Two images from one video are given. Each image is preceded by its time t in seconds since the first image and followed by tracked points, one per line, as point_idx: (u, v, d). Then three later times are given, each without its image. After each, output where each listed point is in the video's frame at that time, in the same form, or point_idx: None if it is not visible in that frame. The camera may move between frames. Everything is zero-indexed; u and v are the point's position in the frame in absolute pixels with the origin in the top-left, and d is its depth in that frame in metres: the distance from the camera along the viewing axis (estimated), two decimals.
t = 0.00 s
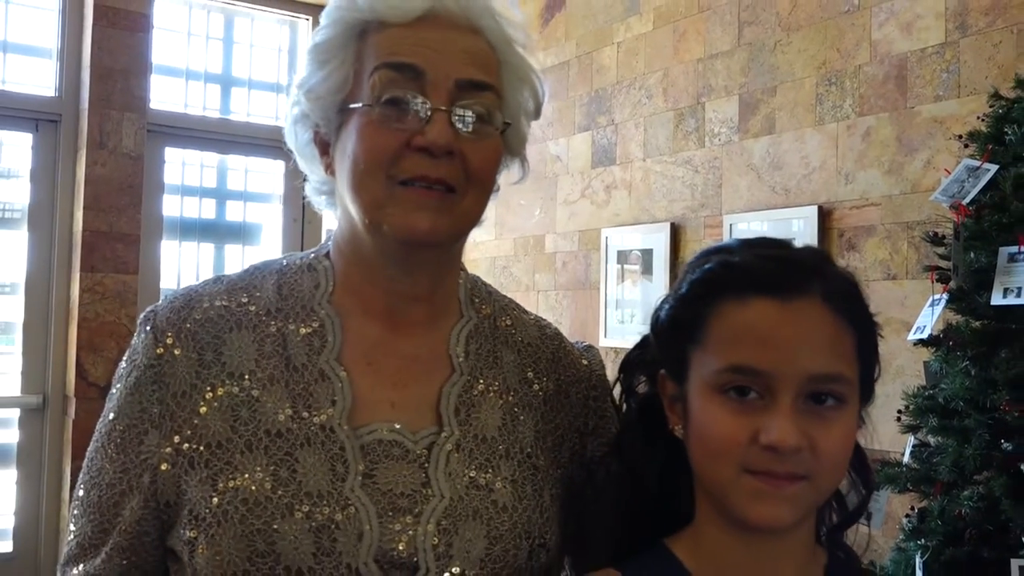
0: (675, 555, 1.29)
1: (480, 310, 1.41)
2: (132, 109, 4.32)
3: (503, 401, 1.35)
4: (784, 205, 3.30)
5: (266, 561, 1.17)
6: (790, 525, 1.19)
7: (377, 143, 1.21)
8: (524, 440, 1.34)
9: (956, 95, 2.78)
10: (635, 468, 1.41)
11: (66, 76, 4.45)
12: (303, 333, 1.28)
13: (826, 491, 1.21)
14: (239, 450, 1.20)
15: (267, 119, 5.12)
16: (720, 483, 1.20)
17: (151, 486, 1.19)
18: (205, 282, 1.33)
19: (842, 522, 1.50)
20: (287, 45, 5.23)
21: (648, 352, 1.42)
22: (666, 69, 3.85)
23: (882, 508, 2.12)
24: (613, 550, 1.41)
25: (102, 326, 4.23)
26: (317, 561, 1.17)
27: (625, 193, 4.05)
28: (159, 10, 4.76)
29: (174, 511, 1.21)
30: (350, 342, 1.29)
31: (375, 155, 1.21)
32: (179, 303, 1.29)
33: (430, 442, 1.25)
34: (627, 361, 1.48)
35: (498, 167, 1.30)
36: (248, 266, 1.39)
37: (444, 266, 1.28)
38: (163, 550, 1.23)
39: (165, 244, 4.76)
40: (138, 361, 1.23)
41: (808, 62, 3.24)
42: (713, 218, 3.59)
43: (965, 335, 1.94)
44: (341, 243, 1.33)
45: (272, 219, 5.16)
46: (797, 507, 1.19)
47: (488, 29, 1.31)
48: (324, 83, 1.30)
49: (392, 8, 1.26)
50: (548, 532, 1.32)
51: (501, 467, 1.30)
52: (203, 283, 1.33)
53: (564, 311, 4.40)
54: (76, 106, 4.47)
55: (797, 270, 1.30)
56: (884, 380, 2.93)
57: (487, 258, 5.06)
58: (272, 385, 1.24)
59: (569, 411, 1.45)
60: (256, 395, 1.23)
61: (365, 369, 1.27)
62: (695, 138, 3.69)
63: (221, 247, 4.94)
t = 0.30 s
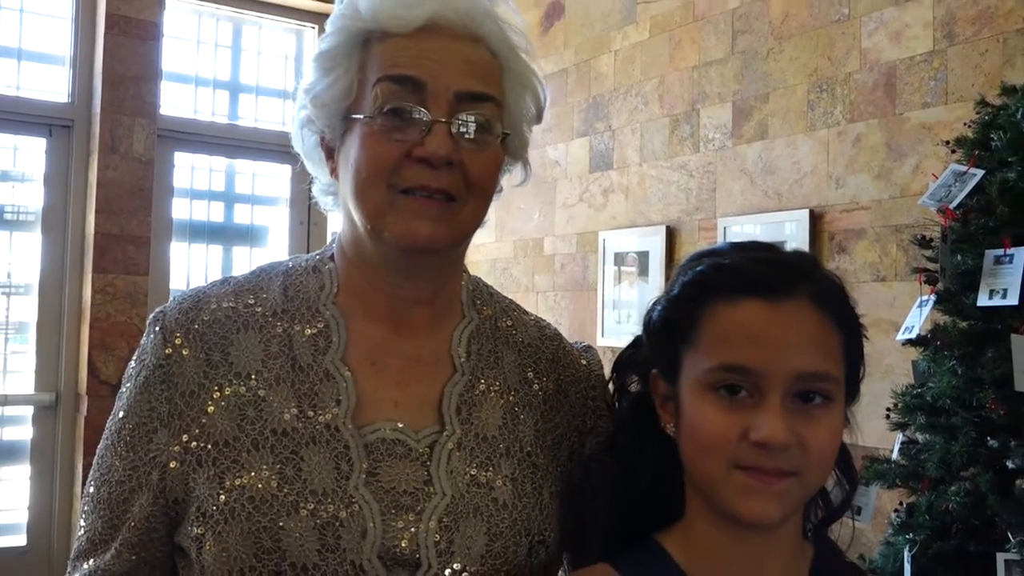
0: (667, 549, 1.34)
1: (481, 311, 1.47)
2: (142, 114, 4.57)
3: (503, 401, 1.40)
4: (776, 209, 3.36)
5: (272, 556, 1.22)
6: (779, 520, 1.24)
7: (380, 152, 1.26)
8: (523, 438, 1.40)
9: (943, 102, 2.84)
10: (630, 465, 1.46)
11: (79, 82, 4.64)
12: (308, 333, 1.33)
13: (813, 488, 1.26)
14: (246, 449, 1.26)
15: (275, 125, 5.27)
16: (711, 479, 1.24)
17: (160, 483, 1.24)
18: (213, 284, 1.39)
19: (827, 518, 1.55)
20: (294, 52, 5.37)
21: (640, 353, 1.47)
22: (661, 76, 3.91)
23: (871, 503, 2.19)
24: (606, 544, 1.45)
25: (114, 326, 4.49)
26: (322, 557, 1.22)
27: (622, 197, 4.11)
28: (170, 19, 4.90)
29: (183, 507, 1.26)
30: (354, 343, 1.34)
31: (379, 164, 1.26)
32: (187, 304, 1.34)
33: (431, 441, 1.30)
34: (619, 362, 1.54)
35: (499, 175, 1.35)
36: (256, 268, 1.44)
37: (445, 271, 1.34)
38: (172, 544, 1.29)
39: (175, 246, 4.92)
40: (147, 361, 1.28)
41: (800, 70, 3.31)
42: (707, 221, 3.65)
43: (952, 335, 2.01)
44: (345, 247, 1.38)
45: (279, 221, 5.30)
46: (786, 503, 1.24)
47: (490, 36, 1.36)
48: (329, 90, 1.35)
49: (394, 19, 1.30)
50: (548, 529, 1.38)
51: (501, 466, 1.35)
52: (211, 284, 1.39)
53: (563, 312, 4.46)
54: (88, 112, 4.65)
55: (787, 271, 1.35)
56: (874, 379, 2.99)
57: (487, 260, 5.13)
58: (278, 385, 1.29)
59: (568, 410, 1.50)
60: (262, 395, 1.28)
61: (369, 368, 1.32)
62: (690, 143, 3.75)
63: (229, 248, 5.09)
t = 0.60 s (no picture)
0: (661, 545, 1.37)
1: (484, 313, 1.52)
2: (151, 118, 4.64)
3: (505, 401, 1.44)
4: (768, 212, 3.42)
5: (278, 553, 1.25)
6: (768, 513, 1.28)
7: (385, 155, 1.31)
8: (524, 439, 1.43)
9: (931, 109, 2.90)
10: (625, 460, 1.51)
11: (89, 87, 4.70)
12: (315, 334, 1.37)
13: (801, 482, 1.30)
14: (253, 446, 1.29)
15: (281, 129, 5.35)
16: (702, 473, 1.29)
17: (170, 479, 1.27)
18: (223, 285, 1.42)
19: (819, 513, 1.59)
20: (300, 59, 5.43)
21: (633, 354, 1.51)
22: (657, 83, 3.98)
23: (860, 499, 2.26)
24: (601, 539, 1.48)
25: (122, 325, 4.56)
26: (327, 554, 1.25)
27: (618, 201, 4.17)
28: (179, 26, 4.97)
29: (191, 504, 1.29)
30: (359, 344, 1.38)
31: (383, 166, 1.31)
32: (197, 304, 1.37)
33: (435, 441, 1.33)
34: (618, 361, 1.56)
35: (500, 180, 1.39)
36: (264, 270, 1.48)
37: (447, 273, 1.38)
38: (179, 541, 1.31)
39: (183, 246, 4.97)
40: (158, 359, 1.31)
41: (791, 78, 3.37)
42: (701, 224, 3.71)
43: (939, 336, 2.05)
44: (353, 250, 1.42)
45: (284, 223, 5.36)
46: (775, 496, 1.28)
47: (495, 42, 1.41)
48: (338, 93, 1.42)
49: (400, 23, 1.36)
50: (547, 528, 1.42)
51: (502, 465, 1.38)
52: (220, 284, 1.42)
53: (561, 312, 4.52)
54: (99, 116, 4.72)
55: (775, 271, 1.40)
56: (863, 378, 3.05)
57: (487, 261, 5.19)
58: (285, 384, 1.33)
59: (569, 410, 1.55)
60: (270, 394, 1.32)
61: (374, 368, 1.36)
62: (685, 148, 3.81)
63: (236, 249, 5.15)
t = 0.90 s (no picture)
0: (662, 544, 1.38)
1: (482, 313, 1.51)
2: (152, 118, 4.65)
3: (503, 400, 1.44)
4: (767, 213, 3.43)
5: (276, 552, 1.25)
6: (768, 513, 1.28)
7: (385, 150, 1.31)
8: (522, 437, 1.43)
9: (930, 110, 2.90)
10: (625, 459, 1.51)
11: (90, 87, 4.70)
12: (313, 334, 1.37)
13: (802, 483, 1.31)
14: (251, 445, 1.29)
15: (281, 129, 5.35)
16: (703, 473, 1.29)
17: (168, 478, 1.27)
18: (221, 283, 1.43)
19: (819, 512, 1.59)
20: (300, 59, 5.44)
21: (635, 355, 1.52)
22: (656, 84, 3.98)
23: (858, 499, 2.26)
24: (601, 539, 1.49)
25: (122, 324, 4.57)
26: (324, 553, 1.25)
27: (618, 201, 4.18)
28: (179, 26, 4.97)
29: (189, 502, 1.29)
30: (358, 343, 1.38)
31: (381, 163, 1.31)
32: (196, 303, 1.38)
33: (432, 440, 1.34)
34: (618, 362, 1.58)
35: (499, 179, 1.40)
36: (263, 269, 1.48)
37: (446, 271, 1.38)
38: (177, 539, 1.31)
39: (183, 246, 4.98)
40: (157, 358, 1.32)
41: (790, 79, 3.38)
42: (701, 224, 3.71)
43: (937, 336, 2.06)
44: (352, 249, 1.43)
45: (284, 223, 5.37)
46: (776, 496, 1.28)
47: (498, 42, 1.41)
48: (339, 91, 1.42)
49: (402, 21, 1.36)
50: (545, 527, 1.42)
51: (500, 464, 1.39)
52: (219, 283, 1.43)
53: (560, 312, 4.52)
54: (100, 116, 4.72)
55: (775, 272, 1.40)
56: (861, 378, 3.06)
57: (486, 261, 5.19)
58: (284, 383, 1.33)
59: (568, 409, 1.54)
60: (268, 392, 1.32)
61: (372, 367, 1.36)
62: (684, 148, 3.81)
63: (235, 249, 5.16)
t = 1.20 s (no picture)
0: (661, 544, 1.38)
1: (476, 313, 1.51)
2: (149, 119, 4.65)
3: (497, 401, 1.44)
4: (765, 213, 3.43)
5: (270, 553, 1.25)
6: (765, 513, 1.29)
7: (378, 143, 1.31)
8: (516, 438, 1.43)
9: (927, 111, 2.91)
10: (622, 458, 1.52)
11: (87, 87, 4.70)
12: (308, 336, 1.37)
13: (799, 484, 1.31)
14: (245, 446, 1.29)
15: (279, 130, 5.34)
16: (701, 473, 1.29)
17: (162, 479, 1.27)
18: (216, 286, 1.43)
19: (817, 510, 1.59)
20: (298, 59, 5.43)
21: (634, 355, 1.52)
22: (654, 84, 3.98)
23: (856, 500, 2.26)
24: (601, 538, 1.50)
25: (121, 324, 4.57)
26: (318, 553, 1.25)
27: (616, 201, 4.18)
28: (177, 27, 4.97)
29: (184, 504, 1.29)
30: (352, 344, 1.38)
31: (374, 158, 1.31)
32: (190, 305, 1.38)
33: (426, 440, 1.34)
34: (616, 362, 1.59)
35: (492, 178, 1.39)
36: (257, 271, 1.48)
37: (440, 269, 1.38)
38: (172, 541, 1.31)
39: (181, 247, 4.98)
40: (151, 360, 1.32)
41: (788, 79, 3.38)
42: (698, 225, 3.71)
43: (935, 336, 2.07)
44: (347, 250, 1.43)
45: (282, 224, 5.37)
46: (773, 496, 1.28)
47: (497, 45, 1.42)
48: (338, 89, 1.42)
49: (402, 20, 1.37)
50: (539, 526, 1.41)
51: (494, 464, 1.39)
52: (213, 286, 1.43)
53: (558, 312, 4.53)
54: (97, 117, 4.72)
55: (773, 274, 1.41)
56: (859, 378, 3.06)
57: (484, 262, 5.19)
58: (278, 385, 1.33)
59: (562, 409, 1.54)
60: (262, 394, 1.32)
61: (366, 368, 1.36)
62: (682, 149, 3.82)
63: (234, 250, 5.16)
